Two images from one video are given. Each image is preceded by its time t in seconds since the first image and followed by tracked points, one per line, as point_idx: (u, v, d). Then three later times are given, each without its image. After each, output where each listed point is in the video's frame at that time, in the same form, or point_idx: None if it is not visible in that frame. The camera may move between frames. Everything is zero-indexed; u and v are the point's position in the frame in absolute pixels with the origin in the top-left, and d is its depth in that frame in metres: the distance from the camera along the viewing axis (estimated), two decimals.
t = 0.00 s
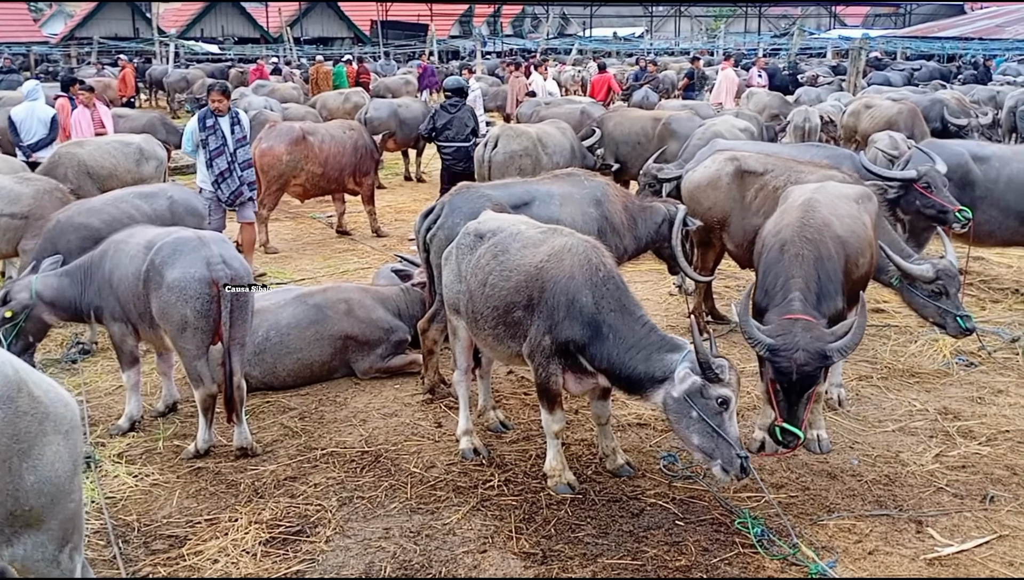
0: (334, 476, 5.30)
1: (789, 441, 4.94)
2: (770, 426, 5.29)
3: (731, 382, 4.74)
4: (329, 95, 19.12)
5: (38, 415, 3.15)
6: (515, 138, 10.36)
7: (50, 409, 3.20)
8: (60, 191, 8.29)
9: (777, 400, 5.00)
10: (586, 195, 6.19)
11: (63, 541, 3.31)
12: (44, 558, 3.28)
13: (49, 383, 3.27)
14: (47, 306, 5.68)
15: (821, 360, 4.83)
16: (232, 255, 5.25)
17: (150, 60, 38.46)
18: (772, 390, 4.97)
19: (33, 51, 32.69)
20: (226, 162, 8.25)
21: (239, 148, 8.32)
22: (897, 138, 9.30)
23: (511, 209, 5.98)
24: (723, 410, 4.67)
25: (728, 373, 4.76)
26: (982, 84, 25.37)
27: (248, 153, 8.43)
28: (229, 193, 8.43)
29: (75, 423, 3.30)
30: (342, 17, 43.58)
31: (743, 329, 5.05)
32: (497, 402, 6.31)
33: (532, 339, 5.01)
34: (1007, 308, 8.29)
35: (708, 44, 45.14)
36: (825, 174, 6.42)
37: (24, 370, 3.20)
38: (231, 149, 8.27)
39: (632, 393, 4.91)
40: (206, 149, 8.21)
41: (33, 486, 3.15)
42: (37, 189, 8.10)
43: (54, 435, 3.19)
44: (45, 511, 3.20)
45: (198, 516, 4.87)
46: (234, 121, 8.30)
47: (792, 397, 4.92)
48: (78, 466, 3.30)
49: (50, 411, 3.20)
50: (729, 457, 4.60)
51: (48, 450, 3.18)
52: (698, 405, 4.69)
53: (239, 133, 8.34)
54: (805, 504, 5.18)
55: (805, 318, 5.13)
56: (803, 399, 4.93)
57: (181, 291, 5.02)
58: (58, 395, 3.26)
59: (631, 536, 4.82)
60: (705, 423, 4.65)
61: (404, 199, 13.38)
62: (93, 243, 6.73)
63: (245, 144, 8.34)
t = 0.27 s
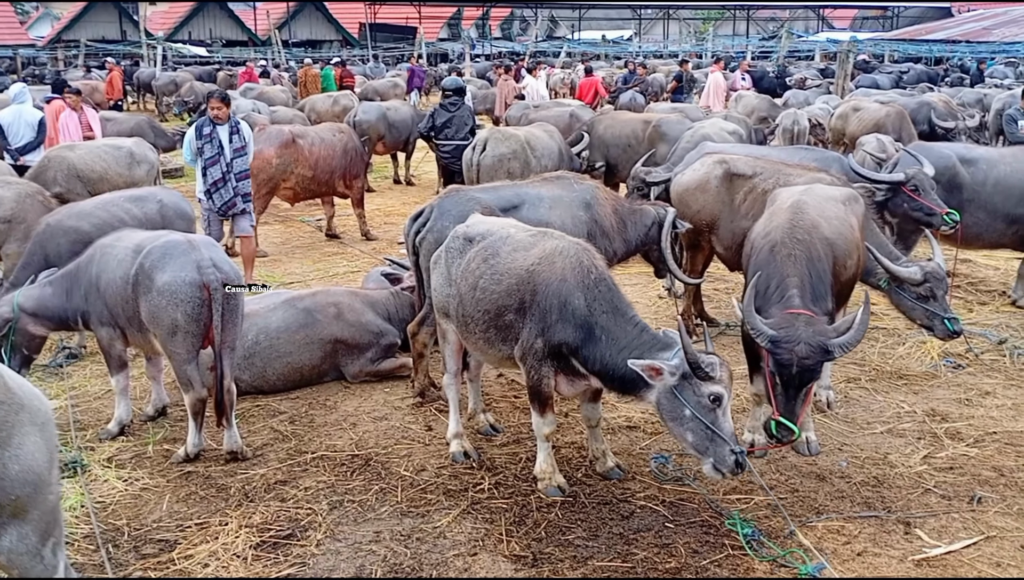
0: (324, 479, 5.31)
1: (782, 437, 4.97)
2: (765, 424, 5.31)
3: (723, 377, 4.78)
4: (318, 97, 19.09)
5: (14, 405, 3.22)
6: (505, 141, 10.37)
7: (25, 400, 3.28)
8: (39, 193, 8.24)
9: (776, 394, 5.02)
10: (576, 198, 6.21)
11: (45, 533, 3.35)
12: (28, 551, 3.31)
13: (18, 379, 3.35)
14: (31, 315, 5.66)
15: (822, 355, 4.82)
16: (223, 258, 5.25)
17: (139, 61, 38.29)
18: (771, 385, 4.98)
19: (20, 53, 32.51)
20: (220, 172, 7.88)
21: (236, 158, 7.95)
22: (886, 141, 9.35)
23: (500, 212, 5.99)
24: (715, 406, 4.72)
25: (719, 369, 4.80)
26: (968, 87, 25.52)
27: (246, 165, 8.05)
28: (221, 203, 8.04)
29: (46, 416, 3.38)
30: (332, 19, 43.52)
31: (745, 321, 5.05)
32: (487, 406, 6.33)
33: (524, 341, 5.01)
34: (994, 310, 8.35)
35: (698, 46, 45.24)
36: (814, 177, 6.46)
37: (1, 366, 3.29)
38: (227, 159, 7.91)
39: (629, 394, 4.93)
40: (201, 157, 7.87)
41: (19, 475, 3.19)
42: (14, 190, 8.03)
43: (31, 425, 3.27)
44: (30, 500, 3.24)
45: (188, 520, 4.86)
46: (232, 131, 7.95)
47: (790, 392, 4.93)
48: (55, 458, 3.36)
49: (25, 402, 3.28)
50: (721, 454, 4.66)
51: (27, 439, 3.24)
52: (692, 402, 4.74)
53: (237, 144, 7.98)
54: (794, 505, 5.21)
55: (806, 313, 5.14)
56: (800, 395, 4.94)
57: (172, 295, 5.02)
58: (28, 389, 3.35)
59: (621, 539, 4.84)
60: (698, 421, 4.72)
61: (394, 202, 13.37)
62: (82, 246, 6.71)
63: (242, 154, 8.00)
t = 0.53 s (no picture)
0: (315, 483, 5.30)
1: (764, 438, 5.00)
2: (749, 426, 5.35)
3: (719, 371, 4.79)
4: (308, 100, 19.04)
5: None
6: (494, 143, 10.38)
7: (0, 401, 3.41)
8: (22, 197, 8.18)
9: (761, 392, 5.05)
10: (566, 201, 6.22)
11: (24, 531, 3.49)
12: (8, 549, 3.46)
13: None
14: (19, 323, 5.67)
15: (813, 359, 4.83)
16: (213, 262, 5.24)
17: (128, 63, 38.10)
18: (758, 381, 5.03)
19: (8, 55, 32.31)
20: (219, 173, 7.65)
21: (235, 159, 7.71)
22: (874, 144, 9.39)
23: (491, 215, 5.99)
24: (712, 400, 4.75)
25: (715, 362, 4.80)
26: (956, 90, 25.64)
27: (247, 166, 7.79)
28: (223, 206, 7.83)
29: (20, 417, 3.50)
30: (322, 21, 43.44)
31: (741, 319, 5.08)
32: (477, 408, 6.34)
33: (518, 343, 5.00)
34: (983, 311, 8.40)
35: (688, 48, 45.37)
36: (803, 180, 6.50)
37: None
38: (227, 160, 7.68)
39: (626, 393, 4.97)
40: (202, 158, 7.69)
41: None
42: None
43: (5, 425, 3.40)
44: (8, 498, 3.38)
45: (178, 524, 4.85)
46: (233, 131, 7.72)
47: (775, 393, 4.96)
48: (30, 454, 3.50)
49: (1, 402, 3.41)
50: (720, 447, 4.69)
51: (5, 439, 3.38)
52: (690, 396, 4.77)
53: (237, 144, 7.73)
54: (783, 507, 5.23)
55: (801, 316, 5.15)
56: (784, 396, 4.94)
57: (162, 298, 5.01)
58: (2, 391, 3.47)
59: (612, 541, 4.85)
60: (696, 415, 4.74)
61: (384, 205, 13.36)
62: (71, 250, 6.69)
63: (245, 154, 7.80)
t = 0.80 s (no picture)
0: (306, 487, 5.29)
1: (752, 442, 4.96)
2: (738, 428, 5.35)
3: (714, 366, 4.78)
4: (300, 103, 18.98)
5: None
6: (485, 146, 10.37)
7: None
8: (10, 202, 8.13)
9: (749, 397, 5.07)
10: (558, 203, 6.22)
11: None
12: None
13: None
14: (10, 332, 5.65)
15: (801, 364, 4.84)
16: (201, 265, 5.21)
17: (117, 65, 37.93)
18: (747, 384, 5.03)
19: None
20: (214, 180, 7.42)
21: (231, 166, 7.48)
22: (865, 146, 9.41)
23: (482, 218, 5.98)
24: (707, 395, 4.73)
25: (709, 358, 4.78)
26: (947, 92, 25.74)
27: (243, 173, 7.57)
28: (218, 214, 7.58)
29: None
30: (312, 22, 43.32)
31: (732, 322, 5.09)
32: (470, 411, 6.33)
33: (513, 345, 4.99)
34: (972, 312, 8.44)
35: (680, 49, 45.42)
36: (794, 182, 6.52)
37: None
38: (222, 167, 7.45)
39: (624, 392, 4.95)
40: (197, 164, 7.46)
41: None
42: None
43: None
44: None
45: (168, 529, 4.82)
46: (230, 137, 7.50)
47: (763, 397, 4.96)
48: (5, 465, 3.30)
49: None
50: (718, 443, 4.67)
51: None
52: (685, 392, 4.75)
53: (233, 151, 7.50)
54: (775, 508, 5.24)
55: (791, 321, 5.16)
56: (772, 401, 4.96)
57: (150, 302, 4.99)
58: None
59: (604, 543, 4.85)
60: (692, 411, 4.73)
61: (376, 207, 13.34)
62: (60, 254, 6.65)
63: (240, 162, 7.56)
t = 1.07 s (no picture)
0: (299, 490, 5.28)
1: (742, 445, 4.94)
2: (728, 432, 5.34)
3: (709, 367, 4.83)
4: (293, 106, 18.93)
5: None
6: (477, 148, 10.35)
7: None
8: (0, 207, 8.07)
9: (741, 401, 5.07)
10: (551, 206, 6.21)
11: None
12: None
13: None
14: (5, 339, 5.57)
15: (791, 368, 4.86)
16: (192, 267, 5.20)
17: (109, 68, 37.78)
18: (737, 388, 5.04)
19: None
20: (214, 189, 7.31)
21: (229, 174, 7.43)
22: (856, 147, 9.40)
23: (476, 220, 5.98)
24: (702, 396, 4.76)
25: (705, 359, 4.83)
26: (938, 94, 25.84)
27: (240, 180, 7.53)
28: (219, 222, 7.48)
29: None
30: (304, 24, 43.22)
31: (724, 325, 5.10)
32: (463, 414, 6.33)
33: (510, 347, 4.98)
34: (963, 314, 8.48)
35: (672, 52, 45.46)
36: (785, 184, 6.54)
37: None
38: (220, 175, 7.37)
39: (619, 393, 4.96)
40: (193, 175, 7.31)
41: None
42: None
43: None
44: None
45: (160, 534, 4.79)
46: (223, 144, 7.42)
47: (754, 400, 4.97)
48: None
49: None
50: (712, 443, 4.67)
51: None
52: (680, 393, 4.77)
53: (228, 157, 7.43)
54: (768, 510, 5.26)
55: (783, 325, 5.16)
56: (763, 405, 4.96)
57: (140, 304, 4.97)
58: None
59: (597, 546, 4.85)
60: (686, 410, 4.74)
61: (369, 210, 13.31)
62: (52, 257, 6.61)
63: (236, 168, 7.49)
